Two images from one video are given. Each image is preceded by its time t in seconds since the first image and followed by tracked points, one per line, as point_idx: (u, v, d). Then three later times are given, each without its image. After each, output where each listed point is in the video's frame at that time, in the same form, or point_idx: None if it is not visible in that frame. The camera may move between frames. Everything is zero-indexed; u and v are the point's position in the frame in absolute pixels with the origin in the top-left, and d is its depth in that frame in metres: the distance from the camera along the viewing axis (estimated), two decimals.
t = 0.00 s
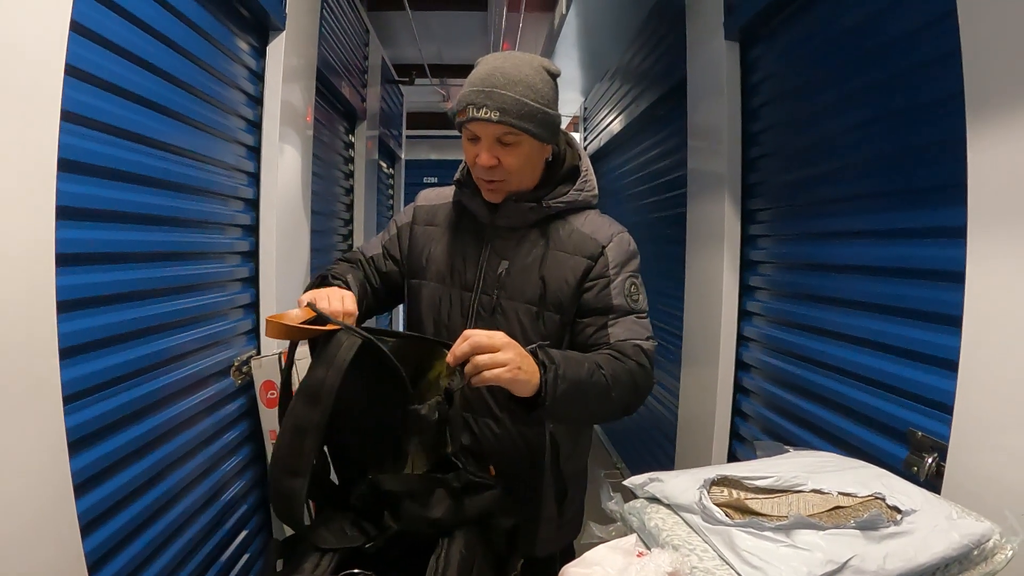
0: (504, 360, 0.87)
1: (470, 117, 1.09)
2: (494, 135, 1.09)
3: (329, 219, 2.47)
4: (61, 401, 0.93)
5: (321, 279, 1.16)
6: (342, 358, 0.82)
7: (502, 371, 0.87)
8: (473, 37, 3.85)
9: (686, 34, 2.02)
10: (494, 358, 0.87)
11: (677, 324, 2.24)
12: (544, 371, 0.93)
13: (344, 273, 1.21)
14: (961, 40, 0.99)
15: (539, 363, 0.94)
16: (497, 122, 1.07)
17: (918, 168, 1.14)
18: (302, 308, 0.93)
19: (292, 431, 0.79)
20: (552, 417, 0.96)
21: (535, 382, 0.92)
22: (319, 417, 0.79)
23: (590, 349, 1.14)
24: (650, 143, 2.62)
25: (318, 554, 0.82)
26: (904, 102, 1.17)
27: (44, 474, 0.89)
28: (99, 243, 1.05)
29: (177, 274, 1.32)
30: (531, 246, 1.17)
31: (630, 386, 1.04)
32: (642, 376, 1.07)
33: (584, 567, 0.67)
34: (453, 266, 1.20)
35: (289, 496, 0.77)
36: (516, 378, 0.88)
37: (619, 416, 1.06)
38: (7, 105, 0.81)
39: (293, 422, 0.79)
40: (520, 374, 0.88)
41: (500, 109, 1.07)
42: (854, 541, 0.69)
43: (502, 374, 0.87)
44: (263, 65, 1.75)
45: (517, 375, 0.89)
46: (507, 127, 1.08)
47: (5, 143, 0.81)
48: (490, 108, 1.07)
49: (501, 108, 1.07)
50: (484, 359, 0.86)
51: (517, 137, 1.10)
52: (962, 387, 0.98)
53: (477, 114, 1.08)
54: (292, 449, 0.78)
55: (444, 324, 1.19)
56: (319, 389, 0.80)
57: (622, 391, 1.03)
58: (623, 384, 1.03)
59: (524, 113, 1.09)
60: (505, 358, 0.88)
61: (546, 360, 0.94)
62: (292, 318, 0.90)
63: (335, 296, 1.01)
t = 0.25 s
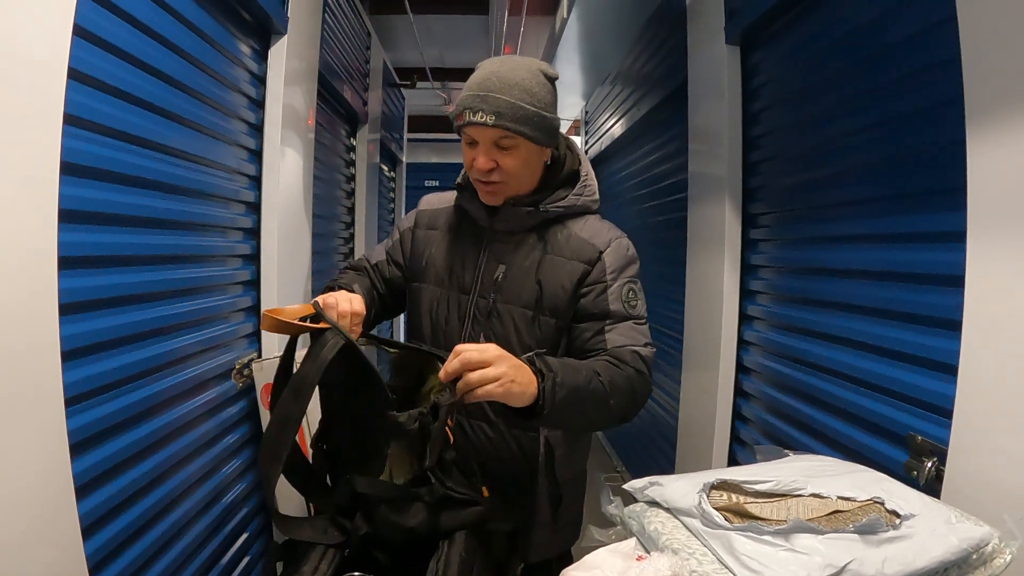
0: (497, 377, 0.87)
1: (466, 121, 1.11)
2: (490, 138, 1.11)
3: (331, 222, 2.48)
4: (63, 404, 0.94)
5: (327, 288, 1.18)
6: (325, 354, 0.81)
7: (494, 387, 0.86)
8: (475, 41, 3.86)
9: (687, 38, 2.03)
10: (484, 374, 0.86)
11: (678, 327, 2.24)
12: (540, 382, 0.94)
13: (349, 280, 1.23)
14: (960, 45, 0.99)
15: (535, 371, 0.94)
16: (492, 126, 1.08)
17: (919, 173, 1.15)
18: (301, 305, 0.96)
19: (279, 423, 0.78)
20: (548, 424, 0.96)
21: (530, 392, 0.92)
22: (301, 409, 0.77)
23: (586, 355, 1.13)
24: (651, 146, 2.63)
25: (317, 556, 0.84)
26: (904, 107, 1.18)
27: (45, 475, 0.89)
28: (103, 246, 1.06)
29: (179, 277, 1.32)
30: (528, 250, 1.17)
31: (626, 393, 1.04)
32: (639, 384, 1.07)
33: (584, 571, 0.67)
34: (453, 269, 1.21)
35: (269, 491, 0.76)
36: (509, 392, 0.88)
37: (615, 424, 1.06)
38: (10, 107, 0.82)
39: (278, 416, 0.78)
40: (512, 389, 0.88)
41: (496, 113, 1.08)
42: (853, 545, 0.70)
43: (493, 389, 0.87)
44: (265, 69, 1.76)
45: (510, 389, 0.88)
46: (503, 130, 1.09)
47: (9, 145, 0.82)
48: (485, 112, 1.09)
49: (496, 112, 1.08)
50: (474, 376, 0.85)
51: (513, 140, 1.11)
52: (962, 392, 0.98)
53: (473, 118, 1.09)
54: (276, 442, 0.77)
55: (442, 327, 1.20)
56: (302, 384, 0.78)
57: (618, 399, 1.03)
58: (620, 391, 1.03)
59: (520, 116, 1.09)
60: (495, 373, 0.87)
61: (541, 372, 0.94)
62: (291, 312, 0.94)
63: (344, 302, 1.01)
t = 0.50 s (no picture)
0: (490, 355, 0.87)
1: (456, 126, 1.11)
2: (480, 142, 1.11)
3: (330, 223, 2.48)
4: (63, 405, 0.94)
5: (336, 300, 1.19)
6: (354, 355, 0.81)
7: (489, 365, 0.86)
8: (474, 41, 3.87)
9: (685, 39, 2.03)
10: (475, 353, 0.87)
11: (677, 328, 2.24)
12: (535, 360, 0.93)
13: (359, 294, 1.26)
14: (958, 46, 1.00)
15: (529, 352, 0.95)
16: (480, 130, 1.08)
17: (917, 173, 1.15)
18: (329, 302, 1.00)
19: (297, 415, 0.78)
20: (544, 411, 0.95)
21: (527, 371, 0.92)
22: (323, 404, 0.78)
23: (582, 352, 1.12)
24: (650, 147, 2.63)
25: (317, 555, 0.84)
26: (902, 108, 1.18)
27: (44, 476, 0.89)
28: (102, 247, 1.06)
29: (178, 278, 1.32)
30: (525, 250, 1.17)
31: (626, 387, 1.03)
32: (639, 378, 1.06)
33: (582, 571, 0.67)
34: (451, 272, 1.22)
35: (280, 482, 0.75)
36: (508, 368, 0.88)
37: (615, 419, 1.05)
38: (9, 108, 0.82)
39: (299, 408, 0.78)
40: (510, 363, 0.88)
41: (484, 117, 1.08)
42: (850, 545, 0.70)
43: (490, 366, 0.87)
44: (264, 70, 1.77)
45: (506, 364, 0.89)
46: (492, 134, 1.09)
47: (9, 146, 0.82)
48: (473, 117, 1.08)
49: (484, 116, 1.08)
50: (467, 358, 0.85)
51: (503, 142, 1.11)
52: (959, 392, 0.98)
53: (462, 123, 1.09)
54: (296, 430, 0.77)
55: (441, 329, 1.20)
56: (326, 379, 0.79)
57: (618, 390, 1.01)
58: (619, 382, 1.02)
59: (508, 119, 1.09)
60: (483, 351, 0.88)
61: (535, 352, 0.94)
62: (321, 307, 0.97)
63: (366, 307, 1.05)
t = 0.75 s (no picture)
0: (429, 360, 0.84)
1: (449, 127, 1.12)
2: (474, 142, 1.12)
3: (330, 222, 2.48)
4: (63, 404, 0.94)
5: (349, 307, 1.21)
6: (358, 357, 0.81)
7: (433, 373, 0.84)
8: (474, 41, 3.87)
9: (685, 39, 2.03)
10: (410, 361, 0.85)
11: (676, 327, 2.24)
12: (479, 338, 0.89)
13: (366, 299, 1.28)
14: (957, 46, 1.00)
15: (475, 329, 0.91)
16: (473, 131, 1.09)
17: (916, 173, 1.15)
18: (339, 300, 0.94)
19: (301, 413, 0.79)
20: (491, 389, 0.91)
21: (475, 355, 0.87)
22: (326, 403, 0.78)
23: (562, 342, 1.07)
24: (649, 146, 2.64)
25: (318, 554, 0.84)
26: (902, 107, 1.18)
27: (45, 475, 0.89)
28: (103, 247, 1.06)
29: (178, 278, 1.33)
30: (519, 250, 1.17)
31: (599, 374, 0.96)
32: (617, 366, 0.98)
33: (582, 569, 0.68)
34: (449, 273, 1.23)
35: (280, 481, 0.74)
36: (446, 365, 0.84)
37: (594, 410, 0.99)
38: (11, 107, 0.82)
39: (302, 407, 0.78)
40: (442, 362, 0.83)
41: (478, 117, 1.09)
42: (849, 543, 0.70)
43: (428, 372, 0.84)
44: (264, 70, 1.77)
45: (444, 360, 0.84)
46: (485, 134, 1.10)
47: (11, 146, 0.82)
48: (467, 117, 1.09)
49: (478, 117, 1.09)
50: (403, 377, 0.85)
51: (496, 143, 1.12)
52: (958, 391, 0.98)
53: (455, 124, 1.10)
54: (298, 428, 0.77)
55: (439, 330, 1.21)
56: (330, 378, 0.79)
57: (584, 375, 0.94)
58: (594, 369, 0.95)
59: (502, 119, 1.09)
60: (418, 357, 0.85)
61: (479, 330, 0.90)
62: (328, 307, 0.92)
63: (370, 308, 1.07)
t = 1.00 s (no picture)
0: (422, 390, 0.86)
1: (439, 130, 1.11)
2: (465, 145, 1.11)
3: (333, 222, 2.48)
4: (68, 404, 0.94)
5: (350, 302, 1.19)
6: (371, 357, 0.80)
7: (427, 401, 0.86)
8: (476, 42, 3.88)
9: (688, 40, 2.04)
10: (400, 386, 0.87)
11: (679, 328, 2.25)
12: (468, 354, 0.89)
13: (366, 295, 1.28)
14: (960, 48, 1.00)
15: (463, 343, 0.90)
16: (463, 133, 1.08)
17: (919, 175, 1.15)
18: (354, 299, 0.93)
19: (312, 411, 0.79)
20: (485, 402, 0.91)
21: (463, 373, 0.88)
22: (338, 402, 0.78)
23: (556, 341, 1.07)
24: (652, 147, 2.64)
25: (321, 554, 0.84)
26: (905, 109, 1.18)
27: (49, 474, 0.90)
28: (108, 247, 1.07)
29: (182, 278, 1.33)
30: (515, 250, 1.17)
31: (595, 380, 0.95)
32: (612, 367, 0.97)
33: (585, 569, 0.68)
34: (447, 275, 1.23)
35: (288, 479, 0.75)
36: (434, 391, 0.85)
37: (591, 413, 0.98)
38: (17, 107, 0.82)
39: (315, 405, 0.78)
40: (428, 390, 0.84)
41: (466, 120, 1.08)
42: (852, 544, 0.70)
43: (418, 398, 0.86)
44: (268, 70, 1.77)
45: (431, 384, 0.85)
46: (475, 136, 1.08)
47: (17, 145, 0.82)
48: (456, 120, 1.08)
49: (467, 119, 1.08)
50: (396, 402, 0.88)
51: (486, 144, 1.10)
52: (961, 393, 0.98)
53: (444, 127, 1.09)
54: (309, 425, 0.77)
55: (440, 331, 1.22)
56: (344, 376, 0.79)
57: (579, 383, 0.93)
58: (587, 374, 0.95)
59: (490, 120, 1.08)
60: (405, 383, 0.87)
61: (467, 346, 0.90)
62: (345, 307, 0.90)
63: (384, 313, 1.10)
